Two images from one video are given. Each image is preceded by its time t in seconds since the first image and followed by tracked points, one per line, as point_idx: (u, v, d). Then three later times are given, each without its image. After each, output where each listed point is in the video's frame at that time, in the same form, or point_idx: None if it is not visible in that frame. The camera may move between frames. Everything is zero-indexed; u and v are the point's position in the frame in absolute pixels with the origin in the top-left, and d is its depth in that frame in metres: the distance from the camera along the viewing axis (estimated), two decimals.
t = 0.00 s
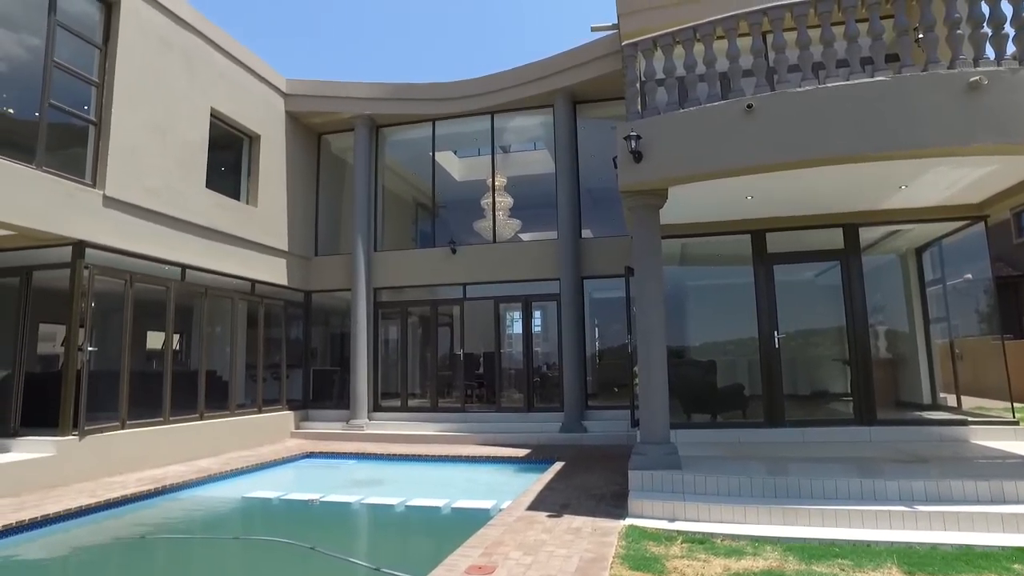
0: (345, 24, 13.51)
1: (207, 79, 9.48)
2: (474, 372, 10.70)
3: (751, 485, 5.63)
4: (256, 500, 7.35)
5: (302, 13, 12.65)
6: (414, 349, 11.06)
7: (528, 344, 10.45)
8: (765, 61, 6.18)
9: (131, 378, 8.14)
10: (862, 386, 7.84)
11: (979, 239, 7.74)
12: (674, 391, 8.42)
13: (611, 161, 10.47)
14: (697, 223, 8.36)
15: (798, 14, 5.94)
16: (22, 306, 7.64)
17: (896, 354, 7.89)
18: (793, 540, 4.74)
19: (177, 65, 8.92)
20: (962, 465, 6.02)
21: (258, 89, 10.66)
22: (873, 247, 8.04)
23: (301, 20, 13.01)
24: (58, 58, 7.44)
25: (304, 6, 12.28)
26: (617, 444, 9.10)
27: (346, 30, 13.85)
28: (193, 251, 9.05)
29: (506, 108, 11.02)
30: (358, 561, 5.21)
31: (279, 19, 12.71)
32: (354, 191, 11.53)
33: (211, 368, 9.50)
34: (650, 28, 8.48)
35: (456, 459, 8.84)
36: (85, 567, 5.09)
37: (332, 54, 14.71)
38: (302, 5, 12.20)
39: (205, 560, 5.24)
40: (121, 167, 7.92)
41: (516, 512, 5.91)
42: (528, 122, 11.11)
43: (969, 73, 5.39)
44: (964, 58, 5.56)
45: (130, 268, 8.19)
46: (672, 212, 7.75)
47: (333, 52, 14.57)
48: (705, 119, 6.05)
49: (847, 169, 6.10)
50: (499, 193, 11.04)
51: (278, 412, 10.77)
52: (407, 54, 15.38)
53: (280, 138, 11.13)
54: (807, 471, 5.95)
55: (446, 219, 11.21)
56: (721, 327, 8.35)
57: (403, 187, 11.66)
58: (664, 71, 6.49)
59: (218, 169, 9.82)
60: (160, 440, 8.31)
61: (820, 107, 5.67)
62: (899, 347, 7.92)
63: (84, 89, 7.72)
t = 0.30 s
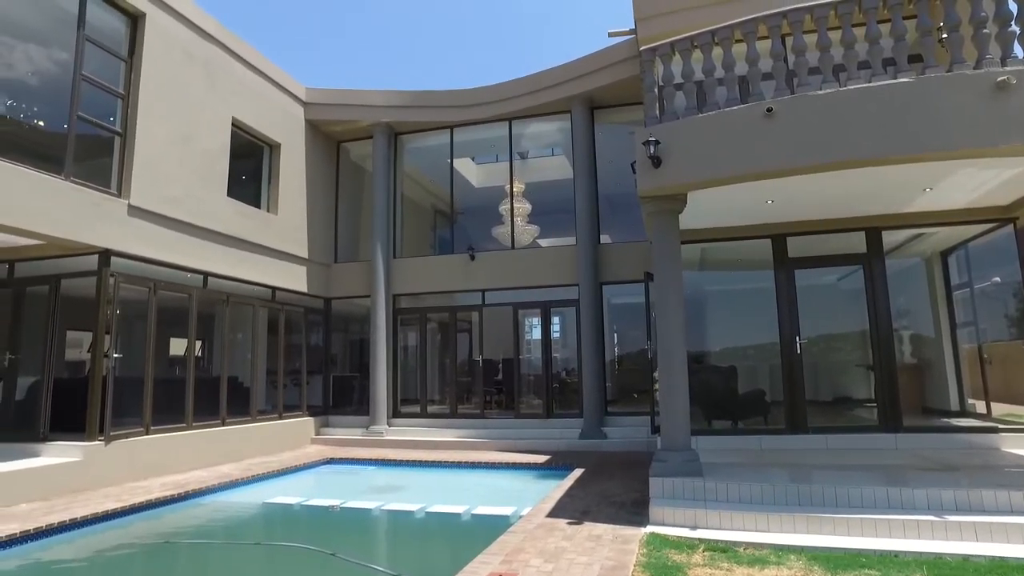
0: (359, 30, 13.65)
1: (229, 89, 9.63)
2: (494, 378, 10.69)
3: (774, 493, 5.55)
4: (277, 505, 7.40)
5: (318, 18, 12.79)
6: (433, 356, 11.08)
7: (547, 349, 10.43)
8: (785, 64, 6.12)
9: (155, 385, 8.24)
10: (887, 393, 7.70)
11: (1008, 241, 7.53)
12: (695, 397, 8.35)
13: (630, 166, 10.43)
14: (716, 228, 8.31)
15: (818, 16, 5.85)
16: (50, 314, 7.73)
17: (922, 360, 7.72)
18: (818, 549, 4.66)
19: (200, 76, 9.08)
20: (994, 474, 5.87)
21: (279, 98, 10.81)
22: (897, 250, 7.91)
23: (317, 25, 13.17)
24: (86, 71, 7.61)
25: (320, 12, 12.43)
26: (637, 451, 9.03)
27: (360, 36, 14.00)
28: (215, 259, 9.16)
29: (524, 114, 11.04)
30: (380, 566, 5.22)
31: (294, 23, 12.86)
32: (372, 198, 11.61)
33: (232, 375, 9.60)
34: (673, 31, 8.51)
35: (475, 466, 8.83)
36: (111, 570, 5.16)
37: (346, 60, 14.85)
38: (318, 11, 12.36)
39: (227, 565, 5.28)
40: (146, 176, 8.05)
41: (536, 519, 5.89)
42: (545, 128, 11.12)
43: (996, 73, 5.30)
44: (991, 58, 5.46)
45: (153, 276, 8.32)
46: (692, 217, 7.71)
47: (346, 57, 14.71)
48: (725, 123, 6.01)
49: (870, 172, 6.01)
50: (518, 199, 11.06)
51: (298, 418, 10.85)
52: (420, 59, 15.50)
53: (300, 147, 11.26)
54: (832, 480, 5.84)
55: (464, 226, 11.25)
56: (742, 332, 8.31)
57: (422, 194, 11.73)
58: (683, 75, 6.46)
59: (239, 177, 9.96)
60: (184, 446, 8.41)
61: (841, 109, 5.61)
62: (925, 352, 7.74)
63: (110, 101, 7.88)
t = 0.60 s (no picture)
0: (375, 38, 13.80)
1: (253, 99, 9.78)
2: (515, 384, 10.68)
3: (801, 501, 5.47)
4: (301, 511, 7.45)
5: (335, 25, 12.95)
6: (455, 362, 11.11)
7: (568, 355, 10.40)
8: (808, 66, 6.05)
9: (181, 391, 8.36)
10: (916, 399, 7.55)
11: None
12: (718, 403, 8.27)
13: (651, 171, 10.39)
14: (739, 232, 8.23)
15: (841, 17, 5.73)
16: (80, 322, 7.86)
17: (952, 365, 7.56)
18: (846, 559, 4.57)
19: (224, 87, 9.23)
20: None
21: (301, 108, 10.95)
22: (926, 253, 7.77)
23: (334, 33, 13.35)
24: (116, 84, 7.79)
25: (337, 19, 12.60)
26: (660, 457, 8.96)
27: (376, 45, 14.16)
28: (239, 267, 9.29)
29: (544, 120, 11.06)
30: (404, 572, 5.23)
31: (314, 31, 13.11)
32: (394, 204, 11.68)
33: (256, 381, 9.70)
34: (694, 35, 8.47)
35: (497, 472, 8.82)
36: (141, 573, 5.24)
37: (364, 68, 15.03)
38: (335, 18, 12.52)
39: (252, 569, 5.33)
40: (172, 186, 8.20)
41: (559, 526, 5.86)
42: (567, 133, 11.11)
43: None
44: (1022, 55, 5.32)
45: (179, 284, 8.46)
46: (715, 221, 7.65)
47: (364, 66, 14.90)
48: (747, 126, 5.96)
49: (897, 174, 5.91)
50: (539, 205, 11.06)
51: (321, 424, 10.93)
52: (437, 68, 15.64)
53: (322, 155, 11.39)
54: (861, 488, 5.73)
55: (484, 232, 11.28)
56: (766, 337, 8.22)
57: (442, 200, 11.79)
58: (703, 79, 6.42)
59: (263, 186, 10.09)
60: (210, 451, 8.52)
61: (866, 111, 5.53)
62: (956, 357, 7.58)
63: (138, 113, 8.05)
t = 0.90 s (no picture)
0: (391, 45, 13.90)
1: (273, 108, 9.90)
2: (535, 389, 10.67)
3: (825, 507, 5.39)
4: (322, 516, 7.50)
5: (351, 31, 13.09)
6: (474, 367, 11.12)
7: (588, 360, 10.36)
8: (829, 67, 5.97)
9: (204, 396, 8.45)
10: (943, 404, 7.39)
11: None
12: (739, 407, 8.19)
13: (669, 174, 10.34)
14: (760, 236, 8.16)
15: (863, 17, 5.67)
16: (106, 328, 7.99)
17: (981, 369, 7.41)
18: (873, 567, 4.49)
19: (245, 96, 9.36)
20: None
21: (321, 115, 11.06)
22: (952, 255, 7.63)
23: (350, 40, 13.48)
24: (140, 95, 7.94)
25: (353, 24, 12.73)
26: (682, 463, 8.89)
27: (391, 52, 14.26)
28: (260, 273, 9.38)
29: (562, 125, 11.07)
30: None
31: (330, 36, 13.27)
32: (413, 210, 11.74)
33: (277, 386, 9.79)
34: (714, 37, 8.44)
35: (517, 477, 8.81)
36: None
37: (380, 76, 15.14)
38: (351, 22, 12.65)
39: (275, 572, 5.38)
40: (195, 194, 8.31)
41: (580, 532, 5.83)
42: (584, 138, 11.11)
43: None
44: None
45: (202, 290, 8.57)
46: (736, 225, 7.60)
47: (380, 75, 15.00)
48: (767, 129, 5.91)
49: (921, 175, 5.83)
50: (557, 210, 11.05)
51: (341, 429, 11.00)
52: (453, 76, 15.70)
53: (341, 162, 11.49)
54: (887, 495, 5.62)
55: (503, 237, 11.31)
56: (788, 341, 8.14)
57: (461, 206, 11.83)
58: (723, 82, 6.38)
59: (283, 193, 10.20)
60: (233, 456, 8.61)
61: (890, 112, 5.46)
62: (984, 361, 7.43)
63: (162, 122, 8.20)
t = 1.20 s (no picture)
0: (405, 52, 14.00)
1: (292, 115, 10.00)
2: (553, 394, 10.64)
3: (849, 513, 5.31)
4: (341, 519, 7.53)
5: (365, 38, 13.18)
6: (493, 371, 11.12)
7: (606, 364, 10.31)
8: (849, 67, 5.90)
9: (225, 401, 8.53)
10: (970, 408, 7.24)
11: None
12: (760, 412, 8.10)
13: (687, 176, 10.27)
14: (780, 238, 8.09)
15: (884, 15, 5.60)
16: (130, 333, 8.11)
17: (1010, 372, 7.26)
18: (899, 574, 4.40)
19: (265, 103, 9.46)
20: None
21: (339, 121, 11.15)
22: (978, 256, 7.49)
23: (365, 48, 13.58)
24: (163, 104, 8.07)
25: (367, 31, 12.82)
26: (702, 468, 8.80)
27: (406, 60, 14.35)
28: (280, 278, 9.47)
29: (578, 128, 11.06)
30: None
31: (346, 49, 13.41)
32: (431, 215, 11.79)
33: (297, 391, 9.85)
34: (731, 38, 8.38)
35: (536, 482, 8.79)
36: None
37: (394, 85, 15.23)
38: (366, 30, 12.78)
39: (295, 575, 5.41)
40: (216, 200, 8.42)
41: (600, 537, 5.79)
42: (601, 141, 11.09)
43: None
44: None
45: (223, 295, 8.66)
46: (757, 227, 7.52)
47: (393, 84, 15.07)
48: (787, 130, 5.85)
49: (945, 174, 5.73)
50: (575, 214, 11.03)
51: (360, 433, 11.04)
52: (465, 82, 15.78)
53: (359, 168, 11.57)
54: (913, 501, 5.52)
55: (520, 241, 11.31)
56: (810, 344, 8.04)
57: (478, 210, 11.86)
58: (741, 83, 6.32)
59: (302, 199, 10.29)
60: (254, 460, 8.69)
61: (913, 111, 5.37)
62: (1013, 364, 7.28)
63: (184, 130, 8.31)
